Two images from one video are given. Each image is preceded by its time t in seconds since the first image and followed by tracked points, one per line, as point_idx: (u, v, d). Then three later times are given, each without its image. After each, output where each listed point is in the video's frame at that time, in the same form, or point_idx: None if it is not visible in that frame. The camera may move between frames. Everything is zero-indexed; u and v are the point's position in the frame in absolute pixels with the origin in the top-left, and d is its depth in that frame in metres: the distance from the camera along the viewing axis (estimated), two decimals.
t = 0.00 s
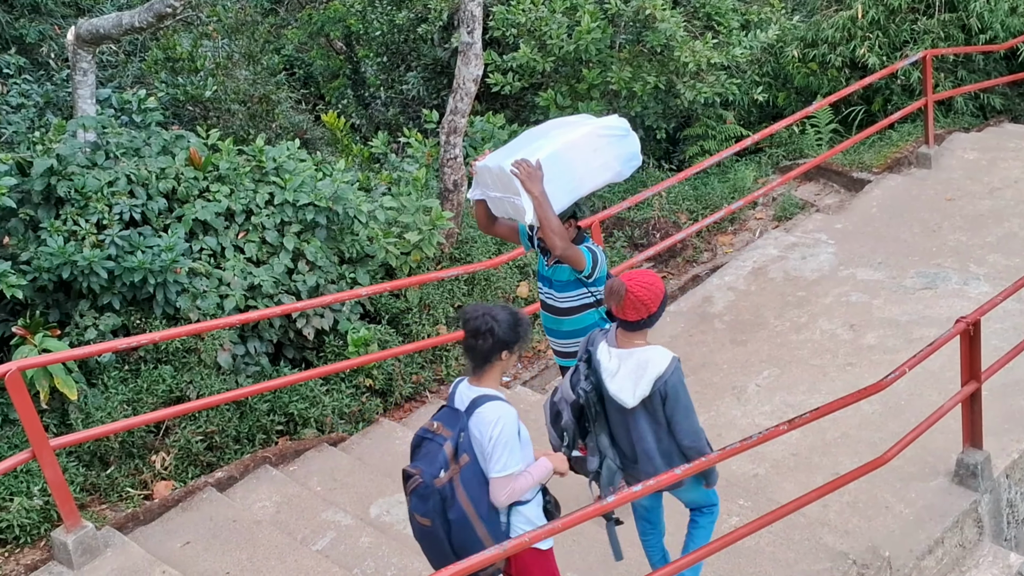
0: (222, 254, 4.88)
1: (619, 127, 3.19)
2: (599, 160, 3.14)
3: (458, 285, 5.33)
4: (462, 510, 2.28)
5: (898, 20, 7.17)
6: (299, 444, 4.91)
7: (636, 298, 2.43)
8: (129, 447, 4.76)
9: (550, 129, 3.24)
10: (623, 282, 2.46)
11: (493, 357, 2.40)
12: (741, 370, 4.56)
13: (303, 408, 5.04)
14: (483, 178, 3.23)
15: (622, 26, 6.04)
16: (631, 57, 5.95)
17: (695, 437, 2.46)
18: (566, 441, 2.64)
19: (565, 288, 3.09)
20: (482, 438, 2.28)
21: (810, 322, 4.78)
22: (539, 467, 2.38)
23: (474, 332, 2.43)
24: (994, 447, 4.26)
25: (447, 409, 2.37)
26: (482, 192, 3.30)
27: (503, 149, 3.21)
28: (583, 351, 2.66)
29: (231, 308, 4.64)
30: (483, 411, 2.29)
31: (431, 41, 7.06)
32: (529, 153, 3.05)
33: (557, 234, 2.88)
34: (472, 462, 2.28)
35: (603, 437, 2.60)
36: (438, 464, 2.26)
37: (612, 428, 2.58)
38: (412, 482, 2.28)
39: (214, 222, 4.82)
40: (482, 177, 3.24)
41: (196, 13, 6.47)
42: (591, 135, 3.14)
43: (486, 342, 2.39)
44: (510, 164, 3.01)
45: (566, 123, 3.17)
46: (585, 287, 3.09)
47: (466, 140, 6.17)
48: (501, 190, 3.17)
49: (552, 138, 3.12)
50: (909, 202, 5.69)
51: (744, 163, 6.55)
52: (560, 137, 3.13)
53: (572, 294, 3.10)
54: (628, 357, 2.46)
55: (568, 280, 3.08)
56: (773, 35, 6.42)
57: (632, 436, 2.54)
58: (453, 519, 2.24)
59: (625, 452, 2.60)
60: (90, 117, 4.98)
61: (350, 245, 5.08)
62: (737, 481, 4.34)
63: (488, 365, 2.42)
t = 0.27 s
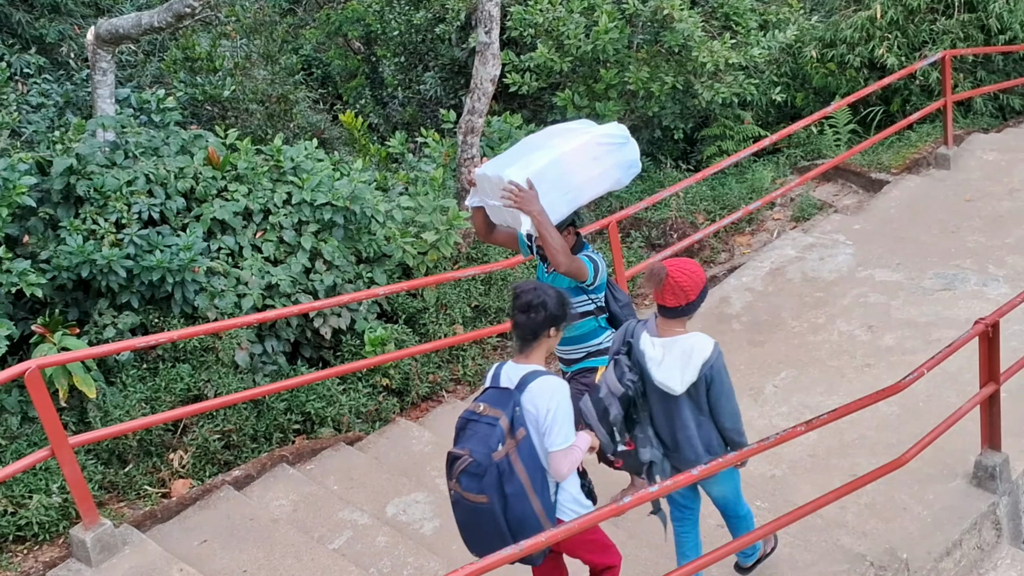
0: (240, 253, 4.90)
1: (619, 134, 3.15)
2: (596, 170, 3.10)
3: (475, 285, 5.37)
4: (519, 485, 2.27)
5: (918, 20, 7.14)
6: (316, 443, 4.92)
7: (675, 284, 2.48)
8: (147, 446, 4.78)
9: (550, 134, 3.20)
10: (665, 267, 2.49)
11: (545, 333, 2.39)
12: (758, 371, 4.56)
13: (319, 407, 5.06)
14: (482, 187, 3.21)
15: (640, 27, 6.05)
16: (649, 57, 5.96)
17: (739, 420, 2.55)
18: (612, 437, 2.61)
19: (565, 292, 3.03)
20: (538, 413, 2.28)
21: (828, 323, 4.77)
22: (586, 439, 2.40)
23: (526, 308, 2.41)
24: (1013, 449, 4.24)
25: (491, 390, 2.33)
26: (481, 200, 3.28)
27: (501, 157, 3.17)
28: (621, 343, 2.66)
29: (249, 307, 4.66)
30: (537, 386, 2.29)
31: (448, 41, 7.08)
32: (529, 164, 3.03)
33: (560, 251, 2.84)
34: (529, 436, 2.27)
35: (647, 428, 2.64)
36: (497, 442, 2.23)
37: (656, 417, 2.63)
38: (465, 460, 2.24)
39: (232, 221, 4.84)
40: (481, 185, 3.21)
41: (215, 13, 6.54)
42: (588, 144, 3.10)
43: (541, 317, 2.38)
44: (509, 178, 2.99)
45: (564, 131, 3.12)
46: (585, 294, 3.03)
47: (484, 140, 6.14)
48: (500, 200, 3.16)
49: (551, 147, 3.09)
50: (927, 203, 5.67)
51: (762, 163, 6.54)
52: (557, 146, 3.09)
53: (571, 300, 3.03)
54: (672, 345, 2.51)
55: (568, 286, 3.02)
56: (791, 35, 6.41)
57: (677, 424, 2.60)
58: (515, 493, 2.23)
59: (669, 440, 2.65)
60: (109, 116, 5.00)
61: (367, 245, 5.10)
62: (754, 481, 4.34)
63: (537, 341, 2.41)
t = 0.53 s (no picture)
0: (250, 252, 4.91)
1: (604, 139, 3.21)
2: (583, 174, 3.16)
3: (484, 284, 5.41)
4: (582, 491, 2.27)
5: (929, 20, 7.13)
6: (326, 442, 4.92)
7: (714, 285, 2.58)
8: (156, 444, 4.78)
9: (535, 140, 3.25)
10: (703, 269, 2.59)
11: (592, 338, 2.41)
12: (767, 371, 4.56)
13: (328, 406, 5.07)
14: (467, 193, 3.26)
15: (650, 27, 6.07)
16: (660, 56, 5.96)
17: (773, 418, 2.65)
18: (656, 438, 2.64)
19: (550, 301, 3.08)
20: (594, 417, 2.30)
21: (837, 323, 4.76)
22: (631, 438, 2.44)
23: (572, 314, 2.40)
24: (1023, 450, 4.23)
25: (543, 397, 2.32)
26: (466, 206, 3.33)
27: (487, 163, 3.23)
28: (660, 345, 2.72)
29: (258, 306, 4.66)
30: (592, 390, 2.30)
31: (458, 40, 7.09)
32: (516, 171, 3.08)
33: (552, 262, 2.90)
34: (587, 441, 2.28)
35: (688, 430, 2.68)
36: (561, 450, 2.23)
37: (695, 418, 2.68)
38: (526, 471, 2.22)
39: (242, 220, 4.86)
40: (467, 191, 3.27)
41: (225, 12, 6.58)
42: (574, 150, 3.16)
43: (589, 323, 2.39)
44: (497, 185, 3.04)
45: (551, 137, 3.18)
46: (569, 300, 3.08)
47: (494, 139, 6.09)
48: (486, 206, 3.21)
49: (537, 153, 3.14)
50: (938, 203, 5.66)
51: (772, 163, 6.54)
52: (544, 151, 3.14)
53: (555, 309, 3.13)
54: (713, 344, 2.59)
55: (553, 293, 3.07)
56: (802, 35, 6.42)
57: (716, 424, 2.65)
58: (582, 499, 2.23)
59: (707, 441, 2.69)
60: (120, 115, 5.01)
61: (377, 244, 5.12)
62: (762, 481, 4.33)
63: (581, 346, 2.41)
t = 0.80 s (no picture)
0: (284, 250, 4.94)
1: (610, 127, 3.23)
2: (590, 162, 3.17)
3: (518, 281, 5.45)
4: (649, 466, 2.45)
5: (966, 17, 7.07)
6: (359, 439, 4.93)
7: (764, 264, 2.67)
8: (191, 441, 4.82)
9: (540, 129, 3.28)
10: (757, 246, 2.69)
11: (659, 323, 2.55)
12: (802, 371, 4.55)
13: (361, 404, 5.10)
14: (472, 182, 3.29)
15: (683, 25, 6.08)
16: (694, 55, 5.98)
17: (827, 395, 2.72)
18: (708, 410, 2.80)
19: (560, 295, 3.11)
20: (659, 397, 2.46)
21: (873, 322, 4.74)
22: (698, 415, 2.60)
23: (643, 298, 2.54)
24: None
25: (608, 378, 2.49)
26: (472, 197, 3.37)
27: (492, 151, 3.25)
28: (716, 321, 2.84)
29: (292, 304, 4.69)
30: (658, 371, 2.47)
31: (492, 38, 7.11)
32: (521, 157, 3.09)
33: (556, 249, 2.89)
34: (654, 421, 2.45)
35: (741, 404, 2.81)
36: (627, 430, 2.42)
37: (749, 393, 2.79)
38: (594, 448, 2.43)
39: (276, 218, 4.89)
40: (471, 180, 3.30)
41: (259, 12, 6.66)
42: (578, 138, 3.17)
43: (659, 308, 2.53)
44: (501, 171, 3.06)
45: (558, 125, 3.19)
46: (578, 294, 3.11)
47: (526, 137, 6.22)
48: (491, 194, 3.24)
49: (541, 139, 3.16)
50: (974, 202, 5.61)
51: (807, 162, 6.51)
52: (550, 139, 3.15)
53: (565, 300, 3.11)
54: (766, 322, 2.68)
55: (563, 287, 3.10)
56: (837, 33, 6.41)
57: (768, 399, 2.76)
58: (648, 476, 2.41)
59: (761, 416, 2.80)
60: (156, 114, 5.04)
61: (410, 242, 5.15)
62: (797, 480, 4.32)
63: (648, 329, 2.56)
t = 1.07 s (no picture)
0: (321, 248, 4.97)
1: (622, 131, 3.12)
2: (598, 167, 3.07)
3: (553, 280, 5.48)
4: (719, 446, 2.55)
5: (1007, 14, 7.00)
6: (396, 437, 4.95)
7: (817, 259, 2.79)
8: (230, 437, 4.85)
9: (551, 133, 3.18)
10: (809, 241, 2.79)
11: (716, 307, 2.63)
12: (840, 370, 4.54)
13: (397, 401, 5.12)
14: (482, 186, 3.22)
15: (722, 23, 6.10)
16: (732, 52, 6.03)
17: (876, 387, 2.81)
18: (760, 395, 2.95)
19: (575, 302, 3.14)
20: (723, 378, 2.56)
21: (913, 322, 4.71)
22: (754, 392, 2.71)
23: (701, 283, 2.62)
24: None
25: (671, 366, 2.57)
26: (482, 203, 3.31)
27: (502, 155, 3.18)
28: (773, 310, 2.97)
29: (329, 302, 4.73)
30: (721, 353, 2.56)
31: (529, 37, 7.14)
32: (530, 161, 3.01)
33: (560, 258, 2.85)
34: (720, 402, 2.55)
35: (793, 392, 2.93)
36: (697, 412, 2.50)
37: (801, 382, 2.91)
38: (665, 434, 2.51)
39: (314, 216, 4.93)
40: (481, 185, 3.22)
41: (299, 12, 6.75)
42: (590, 142, 3.07)
43: (717, 293, 2.60)
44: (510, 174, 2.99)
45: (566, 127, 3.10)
46: (592, 300, 3.14)
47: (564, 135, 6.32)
48: (501, 200, 3.16)
49: (553, 144, 3.06)
50: (1016, 202, 5.55)
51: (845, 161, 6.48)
52: (558, 143, 3.06)
53: (580, 307, 3.15)
54: (817, 314, 2.79)
55: (577, 294, 3.12)
56: (877, 30, 6.39)
57: (819, 387, 2.87)
58: (721, 455, 2.51)
59: (812, 404, 2.92)
60: (195, 113, 5.08)
61: (446, 241, 5.18)
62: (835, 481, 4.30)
63: (704, 313, 2.65)
